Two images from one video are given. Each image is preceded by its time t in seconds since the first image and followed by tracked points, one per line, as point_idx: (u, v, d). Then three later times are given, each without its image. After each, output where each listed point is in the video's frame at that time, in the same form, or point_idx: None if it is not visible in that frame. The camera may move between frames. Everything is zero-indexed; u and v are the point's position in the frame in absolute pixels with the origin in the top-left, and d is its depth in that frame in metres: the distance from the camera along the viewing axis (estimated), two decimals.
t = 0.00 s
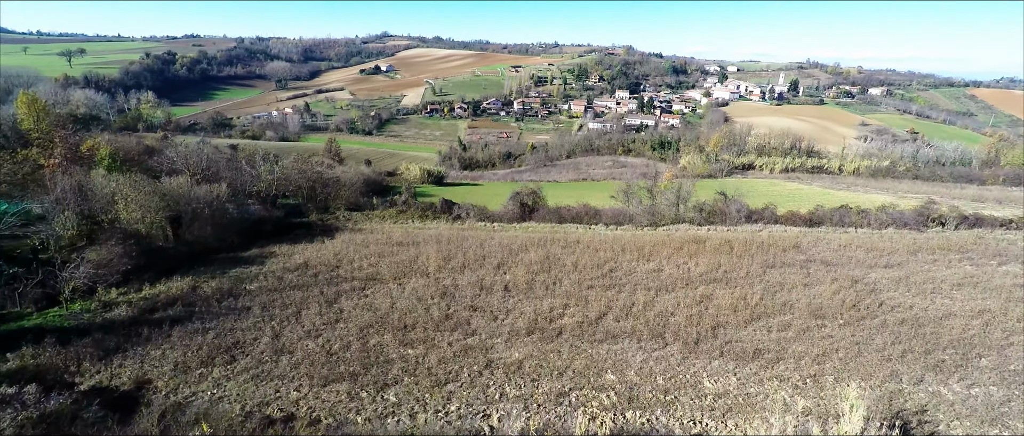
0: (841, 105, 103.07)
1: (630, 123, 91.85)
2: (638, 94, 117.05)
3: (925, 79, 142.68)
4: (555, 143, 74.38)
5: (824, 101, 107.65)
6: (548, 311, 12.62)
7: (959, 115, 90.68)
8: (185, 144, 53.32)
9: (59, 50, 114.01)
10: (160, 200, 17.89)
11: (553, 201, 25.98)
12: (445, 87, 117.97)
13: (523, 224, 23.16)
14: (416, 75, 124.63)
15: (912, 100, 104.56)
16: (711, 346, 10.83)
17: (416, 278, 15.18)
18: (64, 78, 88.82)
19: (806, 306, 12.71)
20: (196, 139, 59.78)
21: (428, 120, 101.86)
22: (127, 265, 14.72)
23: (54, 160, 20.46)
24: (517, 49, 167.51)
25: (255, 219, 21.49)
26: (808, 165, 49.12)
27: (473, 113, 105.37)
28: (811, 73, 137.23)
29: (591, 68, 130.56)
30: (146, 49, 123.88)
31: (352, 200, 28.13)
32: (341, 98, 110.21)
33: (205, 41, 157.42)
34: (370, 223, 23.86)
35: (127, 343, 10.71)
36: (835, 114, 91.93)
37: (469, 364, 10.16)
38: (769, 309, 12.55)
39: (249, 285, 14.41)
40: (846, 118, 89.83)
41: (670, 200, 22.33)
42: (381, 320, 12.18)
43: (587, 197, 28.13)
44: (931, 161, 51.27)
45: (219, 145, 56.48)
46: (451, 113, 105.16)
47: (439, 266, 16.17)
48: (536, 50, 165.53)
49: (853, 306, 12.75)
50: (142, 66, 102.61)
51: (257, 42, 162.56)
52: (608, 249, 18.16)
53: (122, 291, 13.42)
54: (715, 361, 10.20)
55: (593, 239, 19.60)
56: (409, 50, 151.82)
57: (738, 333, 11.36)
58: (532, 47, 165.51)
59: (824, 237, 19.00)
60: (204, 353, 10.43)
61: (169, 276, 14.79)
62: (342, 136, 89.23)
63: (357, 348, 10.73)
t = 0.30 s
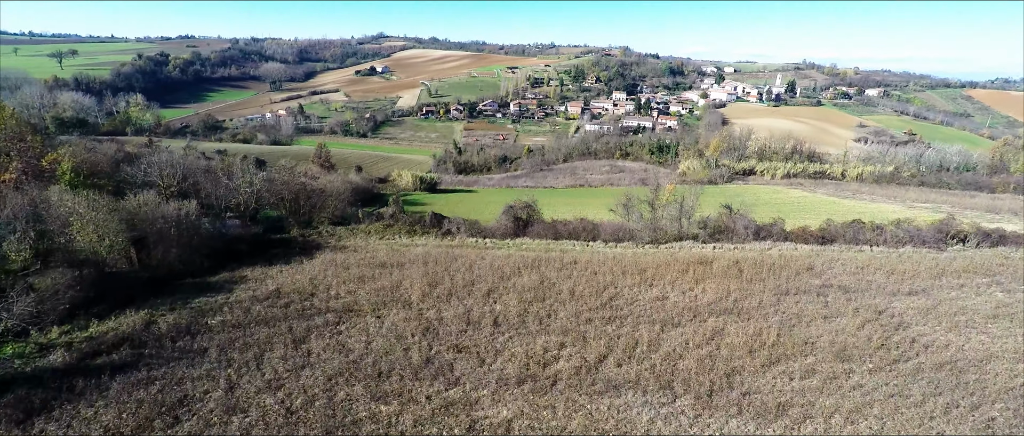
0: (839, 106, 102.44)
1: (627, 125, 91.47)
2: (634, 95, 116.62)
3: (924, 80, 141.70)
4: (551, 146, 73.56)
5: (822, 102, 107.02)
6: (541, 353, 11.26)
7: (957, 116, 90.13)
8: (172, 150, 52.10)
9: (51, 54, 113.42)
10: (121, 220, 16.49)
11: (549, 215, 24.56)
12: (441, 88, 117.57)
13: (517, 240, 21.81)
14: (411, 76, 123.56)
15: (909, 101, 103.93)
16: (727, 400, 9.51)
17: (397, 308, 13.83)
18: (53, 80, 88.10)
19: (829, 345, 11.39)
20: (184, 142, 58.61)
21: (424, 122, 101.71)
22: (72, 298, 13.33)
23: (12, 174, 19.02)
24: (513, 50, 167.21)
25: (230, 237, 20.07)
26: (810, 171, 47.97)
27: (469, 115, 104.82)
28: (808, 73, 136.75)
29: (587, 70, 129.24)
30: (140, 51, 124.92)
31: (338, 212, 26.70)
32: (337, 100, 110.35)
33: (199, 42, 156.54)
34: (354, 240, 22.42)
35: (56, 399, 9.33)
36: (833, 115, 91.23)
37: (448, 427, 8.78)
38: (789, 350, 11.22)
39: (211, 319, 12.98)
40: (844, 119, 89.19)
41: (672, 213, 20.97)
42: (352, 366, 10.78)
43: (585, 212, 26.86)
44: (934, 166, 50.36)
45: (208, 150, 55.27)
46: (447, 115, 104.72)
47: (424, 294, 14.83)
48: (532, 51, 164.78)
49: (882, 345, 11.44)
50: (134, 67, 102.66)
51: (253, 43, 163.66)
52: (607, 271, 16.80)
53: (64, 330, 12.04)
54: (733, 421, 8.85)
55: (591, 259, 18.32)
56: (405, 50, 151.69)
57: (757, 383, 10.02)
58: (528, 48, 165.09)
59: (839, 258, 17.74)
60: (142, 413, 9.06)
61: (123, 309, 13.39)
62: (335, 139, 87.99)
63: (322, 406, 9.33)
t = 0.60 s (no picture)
0: (837, 107, 101.70)
1: (625, 127, 90.86)
2: (632, 96, 115.94)
3: (922, 81, 141.20)
4: (549, 149, 72.58)
5: (820, 103, 106.22)
6: (534, 407, 9.94)
7: (955, 117, 89.57)
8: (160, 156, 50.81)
9: (43, 55, 112.29)
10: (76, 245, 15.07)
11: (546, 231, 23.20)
12: (437, 90, 117.06)
13: (511, 259, 20.49)
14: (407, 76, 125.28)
15: (908, 101, 103.21)
16: None
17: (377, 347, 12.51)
18: (43, 81, 86.93)
19: (860, 397, 10.13)
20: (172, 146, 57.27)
21: (420, 123, 100.77)
22: (13, 337, 11.94)
23: None
24: (510, 50, 166.83)
25: (203, 258, 18.66)
26: (813, 177, 46.87)
27: (466, 116, 103.97)
28: (806, 74, 136.18)
29: (585, 71, 127.90)
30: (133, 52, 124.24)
31: (323, 226, 25.34)
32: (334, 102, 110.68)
33: (193, 42, 155.42)
34: (337, 260, 21.04)
35: None
36: (832, 116, 90.51)
37: None
38: (815, 404, 9.95)
39: (166, 363, 11.59)
40: (843, 120, 88.50)
41: (677, 231, 19.65)
42: (319, 426, 9.46)
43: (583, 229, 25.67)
44: (938, 171, 49.36)
45: (197, 154, 53.90)
46: (444, 116, 103.97)
47: (407, 329, 13.51)
48: (530, 52, 163.93)
49: (918, 396, 10.20)
50: (127, 70, 102.63)
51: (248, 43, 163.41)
52: (608, 299, 15.50)
53: None
54: None
55: (591, 283, 17.03)
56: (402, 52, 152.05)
57: None
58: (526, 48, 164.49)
59: (857, 283, 16.48)
60: None
61: (68, 352, 12.00)
62: (329, 142, 86.76)
63: None
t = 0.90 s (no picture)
0: (842, 108, 100.48)
1: (628, 129, 89.87)
2: (634, 97, 114.89)
3: (927, 82, 139.49)
4: (550, 153, 71.71)
5: (824, 105, 104.97)
6: None
7: (961, 118, 88.36)
8: (155, 161, 49.88)
9: (43, 55, 112.07)
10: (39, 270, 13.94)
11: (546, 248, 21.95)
12: (439, 91, 116.38)
13: (509, 280, 19.35)
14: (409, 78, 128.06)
15: (913, 102, 101.70)
16: None
17: (360, 391, 11.38)
18: (43, 82, 86.33)
19: None
20: (167, 151, 56.32)
21: (421, 125, 99.89)
22: None
23: None
24: (512, 50, 166.32)
25: (181, 280, 17.53)
26: (822, 183, 45.53)
27: (467, 118, 103.13)
28: (810, 75, 134.97)
29: (587, 72, 126.91)
30: (135, 52, 124.14)
31: (314, 240, 24.21)
32: (334, 104, 110.42)
33: (194, 43, 155.00)
34: (325, 280, 19.88)
35: None
36: (836, 118, 89.36)
37: None
38: None
39: (125, 412, 10.50)
40: (848, 122, 87.36)
41: (687, 251, 18.41)
42: None
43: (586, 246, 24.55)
44: (950, 177, 48.11)
45: (192, 159, 52.99)
46: (445, 117, 103.05)
47: (395, 367, 12.38)
48: (532, 52, 162.98)
49: None
50: (129, 69, 102.53)
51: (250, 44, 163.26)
52: (613, 331, 14.32)
53: None
54: None
55: (595, 310, 15.88)
56: (403, 53, 151.61)
57: None
58: (528, 49, 163.84)
59: (883, 311, 15.25)
60: None
61: (16, 398, 10.92)
62: (329, 144, 85.91)
63: None
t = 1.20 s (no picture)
0: (848, 110, 98.99)
1: (631, 132, 88.67)
2: (638, 99, 113.62)
3: (933, 83, 137.54)
4: (552, 157, 70.69)
5: (830, 107, 103.52)
6: None
7: (969, 121, 87.10)
8: (149, 167, 48.96)
9: (46, 56, 111.84)
10: None
11: (547, 271, 20.62)
12: (441, 93, 115.51)
13: (506, 307, 18.07)
14: (412, 79, 127.49)
15: (920, 105, 100.15)
16: None
17: None
18: (45, 84, 85.53)
19: None
20: (162, 156, 55.30)
21: (422, 127, 98.93)
22: None
23: None
24: (515, 51, 165.49)
25: (155, 309, 16.29)
26: (833, 192, 44.07)
27: (469, 120, 102.10)
28: (815, 77, 133.66)
29: (590, 73, 125.91)
30: (137, 54, 123.92)
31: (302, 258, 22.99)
32: (336, 106, 109.84)
33: (197, 43, 154.56)
34: (311, 306, 18.62)
35: None
36: (843, 121, 87.92)
37: None
38: None
39: None
40: (855, 125, 85.89)
41: (700, 278, 16.92)
42: None
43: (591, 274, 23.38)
44: (962, 184, 46.75)
45: (187, 165, 51.97)
46: (446, 119, 101.78)
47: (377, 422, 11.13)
48: (535, 53, 162.07)
49: None
50: (130, 70, 102.06)
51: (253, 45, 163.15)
52: (619, 374, 13.05)
53: None
54: None
55: (598, 346, 14.60)
56: (405, 54, 151.00)
57: None
58: (531, 50, 162.93)
59: (915, 351, 13.90)
60: None
61: None
62: (328, 147, 84.95)
63: None
